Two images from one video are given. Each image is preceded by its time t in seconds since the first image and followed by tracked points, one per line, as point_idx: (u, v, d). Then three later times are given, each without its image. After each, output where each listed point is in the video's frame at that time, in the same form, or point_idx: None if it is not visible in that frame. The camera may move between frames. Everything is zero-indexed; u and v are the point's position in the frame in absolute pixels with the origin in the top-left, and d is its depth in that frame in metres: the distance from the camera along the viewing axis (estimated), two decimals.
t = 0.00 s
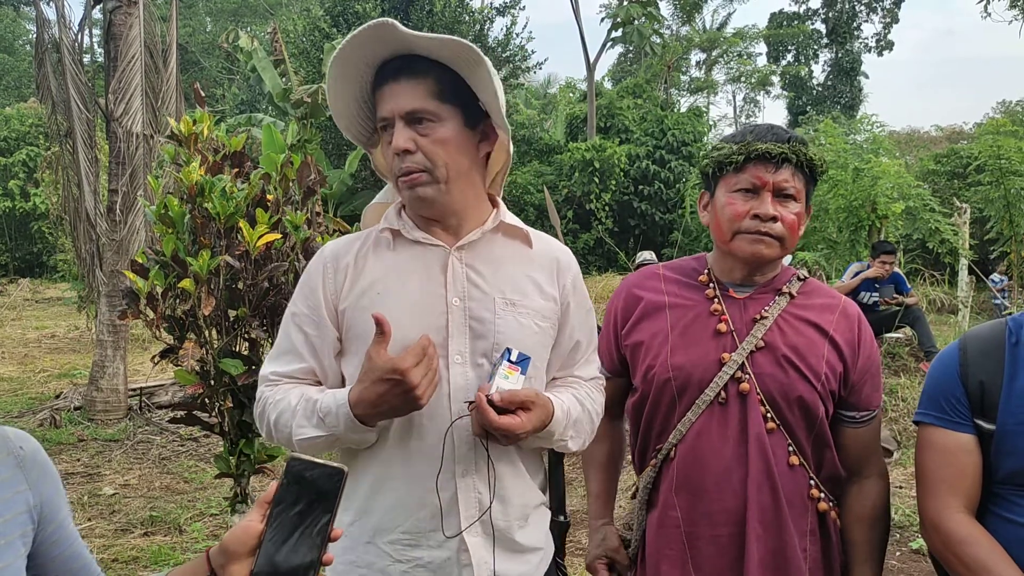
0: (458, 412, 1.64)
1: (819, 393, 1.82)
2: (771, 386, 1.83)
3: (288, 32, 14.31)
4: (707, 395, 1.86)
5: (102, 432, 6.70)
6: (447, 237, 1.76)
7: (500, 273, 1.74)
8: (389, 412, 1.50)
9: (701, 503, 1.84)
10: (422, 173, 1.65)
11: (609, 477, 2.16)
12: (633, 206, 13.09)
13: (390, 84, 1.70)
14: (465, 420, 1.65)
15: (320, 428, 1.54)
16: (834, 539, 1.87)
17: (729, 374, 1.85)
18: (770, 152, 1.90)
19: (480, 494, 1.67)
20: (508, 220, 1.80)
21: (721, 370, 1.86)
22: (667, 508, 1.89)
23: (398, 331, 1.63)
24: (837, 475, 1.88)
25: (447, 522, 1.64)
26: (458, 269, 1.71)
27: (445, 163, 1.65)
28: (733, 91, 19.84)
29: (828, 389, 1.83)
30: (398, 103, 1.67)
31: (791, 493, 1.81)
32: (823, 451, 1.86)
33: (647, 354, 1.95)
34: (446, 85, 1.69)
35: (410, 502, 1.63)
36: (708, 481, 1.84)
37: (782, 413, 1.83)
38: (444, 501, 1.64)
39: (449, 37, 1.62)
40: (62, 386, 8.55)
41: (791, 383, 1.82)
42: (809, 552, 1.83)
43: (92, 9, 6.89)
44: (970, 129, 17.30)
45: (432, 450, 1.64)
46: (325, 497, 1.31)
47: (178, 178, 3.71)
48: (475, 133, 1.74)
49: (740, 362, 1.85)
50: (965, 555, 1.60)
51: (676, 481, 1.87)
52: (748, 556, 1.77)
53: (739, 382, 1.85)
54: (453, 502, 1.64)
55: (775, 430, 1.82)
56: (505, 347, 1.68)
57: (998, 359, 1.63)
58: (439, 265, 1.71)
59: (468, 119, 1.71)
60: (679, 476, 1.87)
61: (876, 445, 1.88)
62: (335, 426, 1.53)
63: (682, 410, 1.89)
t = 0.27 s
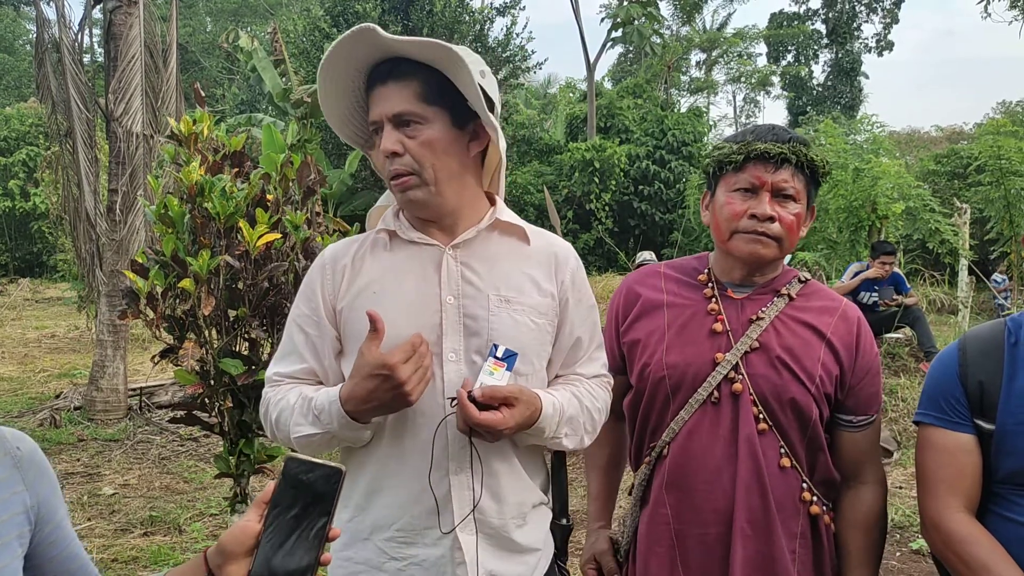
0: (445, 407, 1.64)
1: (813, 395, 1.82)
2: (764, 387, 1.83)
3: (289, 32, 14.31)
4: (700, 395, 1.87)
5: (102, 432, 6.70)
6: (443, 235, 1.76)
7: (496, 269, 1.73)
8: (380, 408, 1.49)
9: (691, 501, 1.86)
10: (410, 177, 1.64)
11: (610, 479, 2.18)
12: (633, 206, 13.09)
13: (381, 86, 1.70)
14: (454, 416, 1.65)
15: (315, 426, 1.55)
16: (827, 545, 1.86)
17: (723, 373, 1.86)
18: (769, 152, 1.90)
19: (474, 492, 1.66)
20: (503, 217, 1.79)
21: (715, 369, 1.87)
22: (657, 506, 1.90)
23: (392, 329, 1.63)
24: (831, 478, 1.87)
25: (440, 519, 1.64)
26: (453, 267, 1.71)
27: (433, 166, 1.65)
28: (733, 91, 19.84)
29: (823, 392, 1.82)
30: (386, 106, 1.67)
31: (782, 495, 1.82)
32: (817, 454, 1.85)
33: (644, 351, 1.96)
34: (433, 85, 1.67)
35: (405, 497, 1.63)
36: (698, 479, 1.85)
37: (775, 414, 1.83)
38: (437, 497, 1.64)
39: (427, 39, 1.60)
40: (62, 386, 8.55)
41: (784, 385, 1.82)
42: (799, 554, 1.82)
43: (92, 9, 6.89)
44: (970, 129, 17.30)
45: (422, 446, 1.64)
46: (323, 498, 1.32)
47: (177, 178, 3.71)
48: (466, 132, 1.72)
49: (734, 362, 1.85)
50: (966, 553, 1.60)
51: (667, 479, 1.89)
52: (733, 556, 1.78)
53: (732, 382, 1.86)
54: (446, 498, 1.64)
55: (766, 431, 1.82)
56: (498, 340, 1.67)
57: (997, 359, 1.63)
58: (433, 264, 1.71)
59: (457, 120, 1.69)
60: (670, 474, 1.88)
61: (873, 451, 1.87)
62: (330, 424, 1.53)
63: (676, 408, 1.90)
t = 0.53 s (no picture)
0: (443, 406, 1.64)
1: (810, 396, 1.82)
2: (760, 387, 1.83)
3: (288, 33, 14.31)
4: (696, 394, 1.87)
5: (102, 432, 6.70)
6: (441, 235, 1.76)
7: (495, 267, 1.73)
8: (380, 406, 1.49)
9: (686, 500, 1.86)
10: (406, 179, 1.65)
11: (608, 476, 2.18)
12: (633, 206, 13.09)
13: (377, 86, 1.71)
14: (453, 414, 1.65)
15: (316, 425, 1.55)
16: (822, 546, 1.86)
17: (719, 373, 1.86)
18: (767, 152, 1.90)
19: (474, 490, 1.65)
20: (502, 216, 1.79)
21: (711, 369, 1.87)
22: (652, 505, 1.90)
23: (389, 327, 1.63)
24: (827, 480, 1.87)
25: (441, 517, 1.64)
26: (453, 266, 1.71)
27: (429, 168, 1.65)
28: (732, 91, 19.84)
29: (820, 394, 1.82)
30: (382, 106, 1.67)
31: (776, 496, 1.81)
32: (813, 456, 1.85)
33: (642, 350, 1.96)
34: (429, 86, 1.66)
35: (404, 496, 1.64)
36: (693, 478, 1.85)
37: (770, 415, 1.83)
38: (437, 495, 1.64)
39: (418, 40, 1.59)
40: (62, 386, 8.55)
41: (781, 385, 1.82)
42: (793, 555, 1.82)
43: (92, 9, 6.89)
44: (969, 129, 17.31)
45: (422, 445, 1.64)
46: (324, 496, 1.32)
47: (178, 178, 3.70)
48: (463, 132, 1.71)
49: (731, 362, 1.86)
50: (965, 552, 1.60)
51: (661, 478, 1.89)
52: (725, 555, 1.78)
53: (728, 382, 1.86)
54: (446, 496, 1.64)
55: (762, 431, 1.82)
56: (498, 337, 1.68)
57: (997, 359, 1.63)
58: (432, 263, 1.71)
59: (452, 120, 1.68)
60: (665, 473, 1.88)
61: (871, 454, 1.87)
62: (330, 422, 1.53)
63: (672, 407, 1.90)
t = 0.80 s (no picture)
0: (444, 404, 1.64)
1: (810, 396, 1.81)
2: (760, 387, 1.83)
3: (288, 31, 14.29)
4: (696, 394, 1.87)
5: (101, 432, 6.69)
6: (440, 233, 1.76)
7: (495, 265, 1.73)
8: (381, 404, 1.49)
9: (685, 500, 1.85)
10: (410, 175, 1.65)
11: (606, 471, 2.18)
12: (633, 205, 13.07)
13: (380, 82, 1.70)
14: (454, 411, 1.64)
15: (317, 423, 1.55)
16: (822, 545, 1.86)
17: (719, 372, 1.85)
18: (765, 149, 1.91)
19: (476, 488, 1.65)
20: (501, 213, 1.79)
21: (711, 368, 1.87)
22: (652, 504, 1.90)
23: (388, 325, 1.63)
24: (827, 480, 1.87)
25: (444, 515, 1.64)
26: (452, 263, 1.70)
27: (434, 164, 1.65)
28: (732, 90, 19.82)
29: (820, 393, 1.82)
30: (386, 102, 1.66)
31: (776, 495, 1.81)
32: (813, 455, 1.85)
33: (642, 349, 1.96)
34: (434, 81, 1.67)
35: (406, 495, 1.63)
36: (692, 478, 1.85)
37: (770, 414, 1.82)
38: (439, 492, 1.64)
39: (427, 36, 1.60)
40: (62, 386, 8.54)
41: (781, 385, 1.82)
42: (793, 555, 1.82)
43: (91, 8, 6.88)
44: (969, 128, 17.30)
45: (423, 444, 1.64)
46: (321, 493, 1.32)
47: (177, 176, 3.69)
48: (466, 130, 1.72)
49: (731, 361, 1.85)
50: (963, 551, 1.60)
51: (661, 478, 1.89)
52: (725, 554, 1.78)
53: (728, 381, 1.85)
54: (449, 494, 1.64)
55: (762, 431, 1.82)
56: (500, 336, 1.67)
57: (996, 357, 1.63)
58: (431, 260, 1.71)
59: (456, 117, 1.69)
60: (664, 472, 1.88)
61: (871, 453, 1.87)
62: (331, 421, 1.53)
63: (672, 406, 1.90)
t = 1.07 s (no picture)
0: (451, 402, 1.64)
1: (811, 395, 1.81)
2: (760, 386, 1.83)
3: (288, 30, 14.27)
4: (697, 394, 1.87)
5: (101, 431, 6.69)
6: (439, 230, 1.76)
7: (496, 262, 1.73)
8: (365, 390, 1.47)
9: (686, 500, 1.85)
10: (420, 168, 1.64)
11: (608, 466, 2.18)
12: (633, 204, 13.07)
13: (391, 74, 1.70)
14: (460, 409, 1.65)
15: (303, 413, 1.54)
16: (824, 545, 1.86)
17: (720, 372, 1.85)
18: (763, 148, 1.90)
19: (480, 485, 1.66)
20: (498, 210, 1.80)
21: (712, 368, 1.87)
22: (653, 504, 1.90)
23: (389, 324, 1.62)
24: (829, 479, 1.87)
25: (447, 513, 1.64)
26: (452, 261, 1.71)
27: (447, 157, 1.66)
28: (732, 89, 19.81)
29: (821, 392, 1.82)
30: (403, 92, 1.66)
31: (777, 494, 1.81)
32: (815, 454, 1.85)
33: (642, 348, 1.96)
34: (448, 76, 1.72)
35: (409, 494, 1.63)
36: (693, 478, 1.85)
37: (771, 413, 1.82)
38: (442, 490, 1.64)
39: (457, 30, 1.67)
40: (62, 385, 8.54)
41: (781, 384, 1.81)
42: (795, 554, 1.82)
43: (91, 6, 6.87)
44: (969, 127, 17.30)
45: (426, 442, 1.64)
46: (319, 492, 1.31)
47: (177, 175, 3.69)
48: (473, 129, 1.77)
49: (732, 360, 1.85)
50: (952, 547, 1.60)
51: (662, 477, 1.89)
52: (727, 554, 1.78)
53: (729, 381, 1.85)
54: (453, 492, 1.64)
55: (763, 430, 1.82)
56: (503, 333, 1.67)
57: (991, 356, 1.63)
58: (432, 258, 1.71)
59: (468, 115, 1.73)
60: (665, 472, 1.88)
61: (872, 452, 1.87)
62: (318, 409, 1.52)
63: (672, 406, 1.90)
